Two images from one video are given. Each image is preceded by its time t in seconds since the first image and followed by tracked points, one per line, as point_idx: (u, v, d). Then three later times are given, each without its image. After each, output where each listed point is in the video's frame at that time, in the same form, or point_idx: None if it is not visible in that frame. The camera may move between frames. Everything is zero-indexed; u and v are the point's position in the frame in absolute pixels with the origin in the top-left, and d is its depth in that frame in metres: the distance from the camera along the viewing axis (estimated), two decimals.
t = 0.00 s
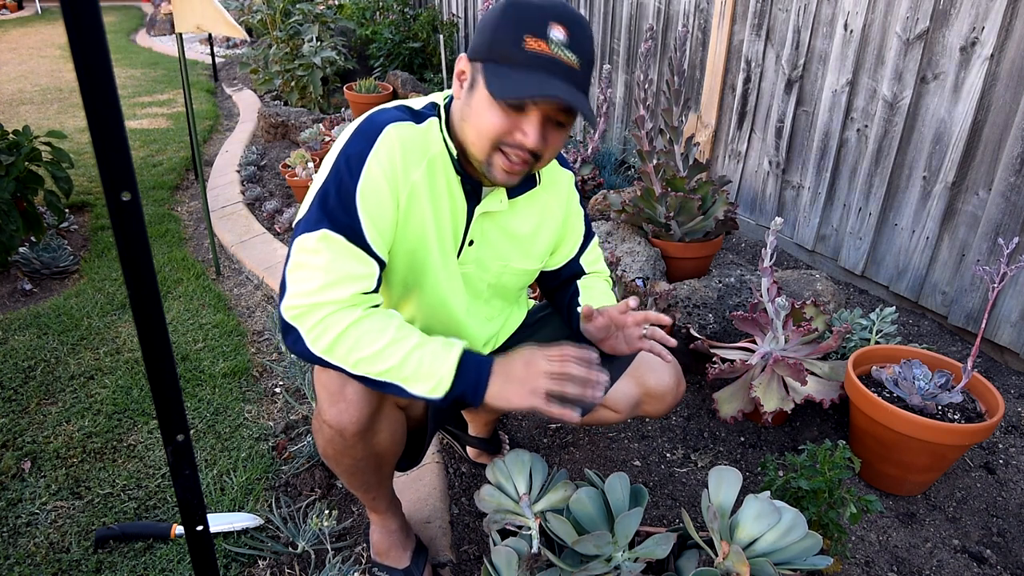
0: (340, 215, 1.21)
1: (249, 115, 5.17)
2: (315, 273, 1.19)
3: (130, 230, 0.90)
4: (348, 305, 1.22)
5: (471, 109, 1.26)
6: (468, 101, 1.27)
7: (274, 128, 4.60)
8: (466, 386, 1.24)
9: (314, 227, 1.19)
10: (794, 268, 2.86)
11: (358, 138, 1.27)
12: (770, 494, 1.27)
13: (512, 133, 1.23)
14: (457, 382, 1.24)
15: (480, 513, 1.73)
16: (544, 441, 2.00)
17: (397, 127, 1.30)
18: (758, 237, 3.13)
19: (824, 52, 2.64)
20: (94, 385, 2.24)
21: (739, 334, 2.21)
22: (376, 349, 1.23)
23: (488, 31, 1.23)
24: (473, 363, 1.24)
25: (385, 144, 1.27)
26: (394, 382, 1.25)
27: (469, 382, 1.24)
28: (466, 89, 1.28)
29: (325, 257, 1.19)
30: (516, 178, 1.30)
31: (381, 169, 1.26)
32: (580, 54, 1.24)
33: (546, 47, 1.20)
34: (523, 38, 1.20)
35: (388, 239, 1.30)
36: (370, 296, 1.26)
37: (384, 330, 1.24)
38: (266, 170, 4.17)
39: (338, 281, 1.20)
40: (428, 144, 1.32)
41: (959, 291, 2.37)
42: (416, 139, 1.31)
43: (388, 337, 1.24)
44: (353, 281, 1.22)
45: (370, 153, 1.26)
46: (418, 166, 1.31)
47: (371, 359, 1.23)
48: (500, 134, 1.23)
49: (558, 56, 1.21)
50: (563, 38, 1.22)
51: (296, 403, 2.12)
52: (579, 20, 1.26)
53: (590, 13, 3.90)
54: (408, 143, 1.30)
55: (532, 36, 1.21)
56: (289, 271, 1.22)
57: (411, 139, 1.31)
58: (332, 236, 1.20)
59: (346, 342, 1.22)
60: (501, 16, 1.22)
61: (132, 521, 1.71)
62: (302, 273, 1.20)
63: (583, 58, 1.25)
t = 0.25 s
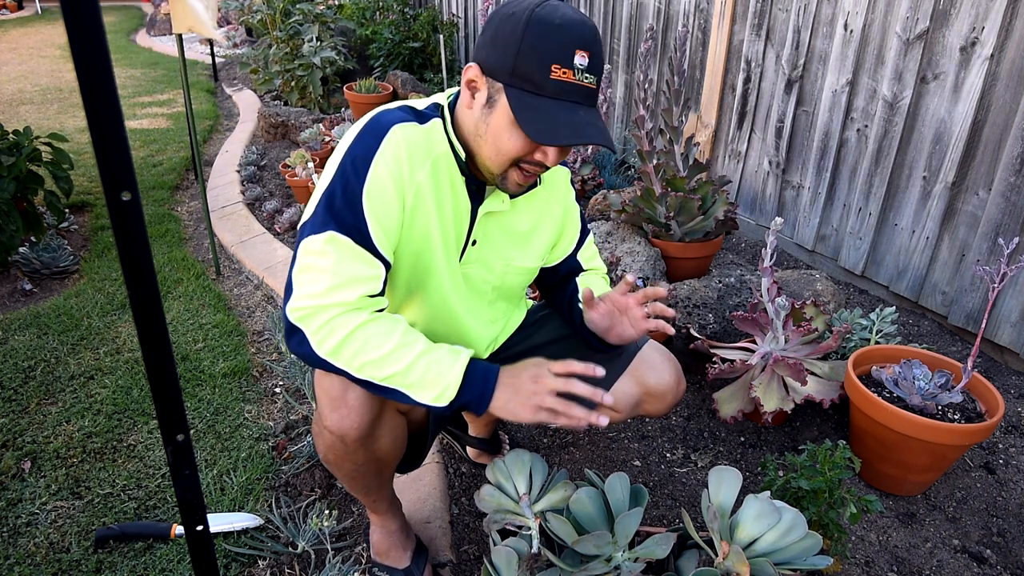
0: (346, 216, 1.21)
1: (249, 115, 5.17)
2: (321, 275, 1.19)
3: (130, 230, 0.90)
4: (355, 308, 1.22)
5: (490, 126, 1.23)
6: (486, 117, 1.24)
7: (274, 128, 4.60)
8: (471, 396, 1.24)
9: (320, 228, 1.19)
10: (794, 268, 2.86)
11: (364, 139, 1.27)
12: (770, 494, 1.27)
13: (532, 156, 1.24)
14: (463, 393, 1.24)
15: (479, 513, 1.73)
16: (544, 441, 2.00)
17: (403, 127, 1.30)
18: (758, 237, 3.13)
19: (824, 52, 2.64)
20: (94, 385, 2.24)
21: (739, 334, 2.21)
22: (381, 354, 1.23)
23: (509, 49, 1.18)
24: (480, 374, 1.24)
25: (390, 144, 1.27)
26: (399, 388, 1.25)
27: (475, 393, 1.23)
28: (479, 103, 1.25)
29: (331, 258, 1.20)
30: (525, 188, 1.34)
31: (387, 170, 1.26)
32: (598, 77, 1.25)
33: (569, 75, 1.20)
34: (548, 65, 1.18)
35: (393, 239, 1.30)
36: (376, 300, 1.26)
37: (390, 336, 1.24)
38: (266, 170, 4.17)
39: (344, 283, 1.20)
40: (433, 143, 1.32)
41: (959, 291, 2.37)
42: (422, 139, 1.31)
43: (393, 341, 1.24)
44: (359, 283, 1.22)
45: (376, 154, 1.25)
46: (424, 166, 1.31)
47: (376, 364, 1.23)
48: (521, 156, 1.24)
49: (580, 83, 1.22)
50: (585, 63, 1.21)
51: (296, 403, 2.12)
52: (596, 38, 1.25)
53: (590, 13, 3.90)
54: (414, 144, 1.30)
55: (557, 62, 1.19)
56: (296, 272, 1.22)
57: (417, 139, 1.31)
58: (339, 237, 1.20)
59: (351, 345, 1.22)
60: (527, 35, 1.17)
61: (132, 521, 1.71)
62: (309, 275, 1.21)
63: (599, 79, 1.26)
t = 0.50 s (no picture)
0: (345, 219, 1.21)
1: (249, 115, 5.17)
2: (320, 279, 1.19)
3: (130, 230, 0.90)
4: (356, 311, 1.22)
5: (489, 127, 1.23)
6: (485, 118, 1.24)
7: (274, 128, 4.60)
8: (475, 398, 1.25)
9: (319, 232, 1.19)
10: (794, 268, 2.86)
11: (363, 141, 1.26)
12: (770, 494, 1.27)
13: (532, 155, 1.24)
14: (466, 394, 1.25)
15: (479, 512, 1.74)
16: (544, 441, 2.00)
17: (401, 129, 1.29)
18: (758, 237, 3.13)
19: (824, 52, 2.64)
20: (94, 385, 2.24)
21: (739, 334, 2.21)
22: (383, 358, 1.23)
23: (506, 50, 1.18)
24: (482, 375, 1.25)
25: (389, 147, 1.27)
26: (402, 391, 1.26)
27: (478, 394, 1.25)
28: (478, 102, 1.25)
29: (330, 262, 1.19)
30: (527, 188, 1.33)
31: (386, 172, 1.26)
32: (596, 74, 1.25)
33: (567, 74, 1.20)
34: (545, 64, 1.18)
35: (393, 241, 1.30)
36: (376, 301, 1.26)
37: (391, 339, 1.24)
38: (266, 170, 4.17)
39: (343, 286, 1.20)
40: (433, 144, 1.32)
41: (960, 291, 2.37)
42: (421, 140, 1.31)
43: (395, 344, 1.24)
44: (359, 286, 1.22)
45: (375, 157, 1.25)
46: (423, 168, 1.31)
47: (378, 367, 1.24)
48: (521, 156, 1.24)
49: (579, 82, 1.21)
50: (583, 61, 1.21)
51: (296, 403, 2.12)
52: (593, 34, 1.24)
53: (590, 13, 3.90)
54: (412, 146, 1.30)
55: (555, 62, 1.18)
56: (296, 276, 1.22)
57: (417, 140, 1.31)
58: (338, 241, 1.19)
59: (353, 349, 1.22)
60: (524, 34, 1.17)
61: (132, 521, 1.71)
62: (309, 278, 1.21)
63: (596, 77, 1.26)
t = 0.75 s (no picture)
0: (343, 218, 1.21)
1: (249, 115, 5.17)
2: (316, 276, 1.20)
3: (130, 230, 0.90)
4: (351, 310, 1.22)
5: (451, 101, 1.28)
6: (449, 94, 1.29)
7: (274, 128, 4.60)
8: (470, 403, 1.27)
9: (316, 230, 1.19)
10: (794, 268, 2.86)
11: (362, 140, 1.27)
12: (770, 494, 1.27)
13: (490, 118, 1.23)
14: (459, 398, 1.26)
15: (480, 512, 1.74)
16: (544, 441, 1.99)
17: (399, 129, 1.30)
18: (758, 237, 3.13)
19: (824, 52, 2.64)
20: (94, 385, 2.24)
21: (739, 334, 2.21)
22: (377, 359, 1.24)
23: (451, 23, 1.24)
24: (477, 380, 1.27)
25: (387, 146, 1.27)
26: (393, 392, 1.26)
27: (472, 399, 1.27)
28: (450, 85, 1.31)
29: (325, 259, 1.19)
30: (510, 164, 1.29)
31: (383, 171, 1.26)
32: (545, 24, 1.21)
33: (505, 24, 1.19)
34: (480, 21, 1.19)
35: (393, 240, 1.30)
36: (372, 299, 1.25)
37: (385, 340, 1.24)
38: (266, 170, 4.17)
39: (337, 284, 1.20)
40: (432, 142, 1.33)
41: (960, 291, 2.37)
42: (418, 139, 1.32)
43: (387, 344, 1.24)
44: (353, 284, 1.21)
45: (372, 156, 1.25)
46: (422, 166, 1.31)
47: (372, 367, 1.24)
48: (481, 122, 1.24)
49: (518, 31, 1.18)
50: (523, 12, 1.19)
51: (296, 403, 2.12)
52: None
53: (590, 13, 3.90)
54: (410, 145, 1.30)
55: (490, 16, 1.19)
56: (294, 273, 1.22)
57: (415, 139, 1.31)
58: (335, 238, 1.19)
59: (346, 348, 1.23)
60: None
61: (132, 521, 1.71)
62: (305, 276, 1.21)
63: (549, 27, 1.21)
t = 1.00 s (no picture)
0: (337, 220, 1.21)
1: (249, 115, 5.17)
2: (308, 275, 1.19)
3: (130, 231, 0.90)
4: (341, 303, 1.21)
5: (446, 97, 1.30)
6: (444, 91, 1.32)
7: (274, 128, 4.60)
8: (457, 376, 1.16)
9: (308, 233, 1.20)
10: (794, 268, 2.86)
11: (357, 143, 1.28)
12: (770, 494, 1.27)
13: (482, 108, 1.25)
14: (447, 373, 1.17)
15: (480, 513, 1.74)
16: (544, 441, 1.99)
17: (393, 133, 1.31)
18: (758, 237, 3.13)
19: (824, 52, 2.64)
20: (94, 385, 2.24)
21: (739, 334, 2.21)
22: (366, 347, 1.20)
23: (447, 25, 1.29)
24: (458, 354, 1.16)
25: (381, 149, 1.28)
26: (386, 380, 1.21)
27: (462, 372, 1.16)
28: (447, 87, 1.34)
29: (317, 258, 1.19)
30: (507, 155, 1.28)
31: (377, 175, 1.26)
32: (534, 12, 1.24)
33: (494, 12, 1.22)
34: (471, 14, 1.23)
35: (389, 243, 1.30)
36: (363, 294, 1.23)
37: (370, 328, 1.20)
38: (266, 170, 4.17)
39: (329, 283, 1.19)
40: (428, 144, 1.34)
41: (960, 291, 2.37)
42: (414, 141, 1.33)
43: (372, 330, 1.20)
44: (345, 282, 1.21)
45: (366, 159, 1.26)
46: (419, 169, 1.32)
47: (362, 357, 1.20)
48: (474, 113, 1.25)
49: (506, 17, 1.21)
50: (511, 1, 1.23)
51: (296, 403, 2.12)
52: None
53: (590, 13, 3.90)
54: (405, 148, 1.31)
55: (480, 7, 1.23)
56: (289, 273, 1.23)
57: (410, 142, 1.32)
58: (328, 240, 1.20)
59: (337, 341, 1.20)
60: None
61: (132, 521, 1.71)
62: (298, 275, 1.21)
63: (539, 14, 1.24)
